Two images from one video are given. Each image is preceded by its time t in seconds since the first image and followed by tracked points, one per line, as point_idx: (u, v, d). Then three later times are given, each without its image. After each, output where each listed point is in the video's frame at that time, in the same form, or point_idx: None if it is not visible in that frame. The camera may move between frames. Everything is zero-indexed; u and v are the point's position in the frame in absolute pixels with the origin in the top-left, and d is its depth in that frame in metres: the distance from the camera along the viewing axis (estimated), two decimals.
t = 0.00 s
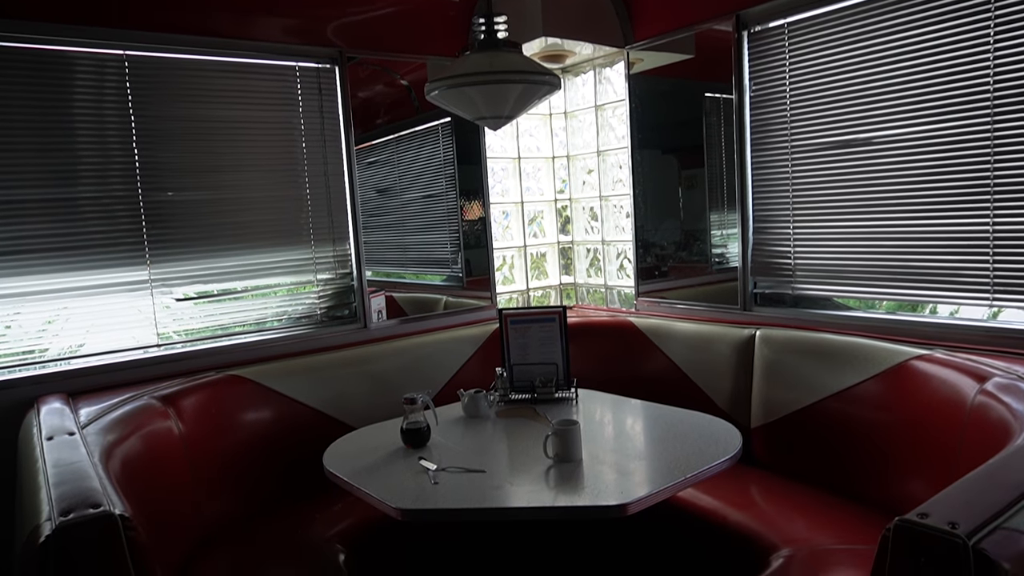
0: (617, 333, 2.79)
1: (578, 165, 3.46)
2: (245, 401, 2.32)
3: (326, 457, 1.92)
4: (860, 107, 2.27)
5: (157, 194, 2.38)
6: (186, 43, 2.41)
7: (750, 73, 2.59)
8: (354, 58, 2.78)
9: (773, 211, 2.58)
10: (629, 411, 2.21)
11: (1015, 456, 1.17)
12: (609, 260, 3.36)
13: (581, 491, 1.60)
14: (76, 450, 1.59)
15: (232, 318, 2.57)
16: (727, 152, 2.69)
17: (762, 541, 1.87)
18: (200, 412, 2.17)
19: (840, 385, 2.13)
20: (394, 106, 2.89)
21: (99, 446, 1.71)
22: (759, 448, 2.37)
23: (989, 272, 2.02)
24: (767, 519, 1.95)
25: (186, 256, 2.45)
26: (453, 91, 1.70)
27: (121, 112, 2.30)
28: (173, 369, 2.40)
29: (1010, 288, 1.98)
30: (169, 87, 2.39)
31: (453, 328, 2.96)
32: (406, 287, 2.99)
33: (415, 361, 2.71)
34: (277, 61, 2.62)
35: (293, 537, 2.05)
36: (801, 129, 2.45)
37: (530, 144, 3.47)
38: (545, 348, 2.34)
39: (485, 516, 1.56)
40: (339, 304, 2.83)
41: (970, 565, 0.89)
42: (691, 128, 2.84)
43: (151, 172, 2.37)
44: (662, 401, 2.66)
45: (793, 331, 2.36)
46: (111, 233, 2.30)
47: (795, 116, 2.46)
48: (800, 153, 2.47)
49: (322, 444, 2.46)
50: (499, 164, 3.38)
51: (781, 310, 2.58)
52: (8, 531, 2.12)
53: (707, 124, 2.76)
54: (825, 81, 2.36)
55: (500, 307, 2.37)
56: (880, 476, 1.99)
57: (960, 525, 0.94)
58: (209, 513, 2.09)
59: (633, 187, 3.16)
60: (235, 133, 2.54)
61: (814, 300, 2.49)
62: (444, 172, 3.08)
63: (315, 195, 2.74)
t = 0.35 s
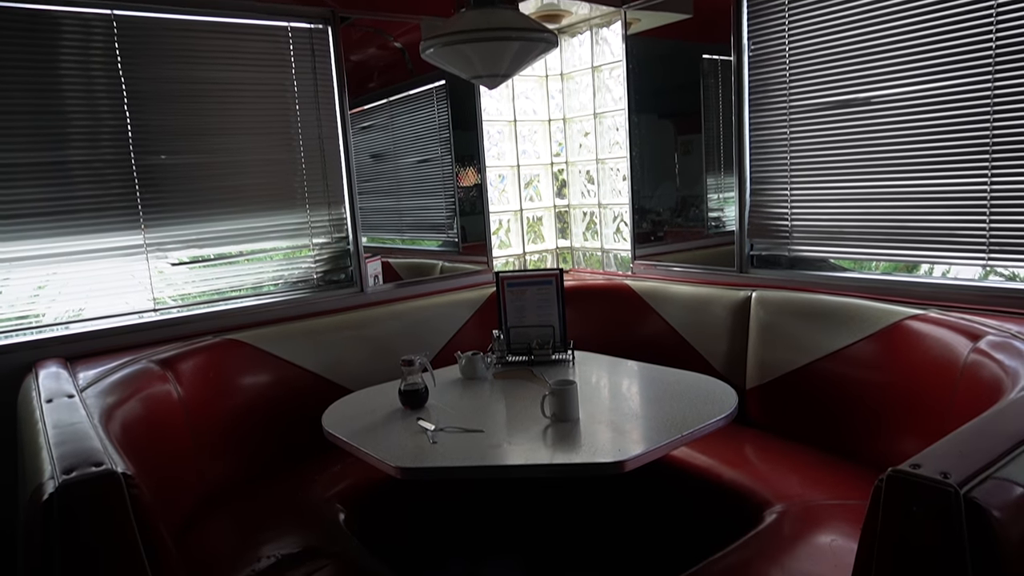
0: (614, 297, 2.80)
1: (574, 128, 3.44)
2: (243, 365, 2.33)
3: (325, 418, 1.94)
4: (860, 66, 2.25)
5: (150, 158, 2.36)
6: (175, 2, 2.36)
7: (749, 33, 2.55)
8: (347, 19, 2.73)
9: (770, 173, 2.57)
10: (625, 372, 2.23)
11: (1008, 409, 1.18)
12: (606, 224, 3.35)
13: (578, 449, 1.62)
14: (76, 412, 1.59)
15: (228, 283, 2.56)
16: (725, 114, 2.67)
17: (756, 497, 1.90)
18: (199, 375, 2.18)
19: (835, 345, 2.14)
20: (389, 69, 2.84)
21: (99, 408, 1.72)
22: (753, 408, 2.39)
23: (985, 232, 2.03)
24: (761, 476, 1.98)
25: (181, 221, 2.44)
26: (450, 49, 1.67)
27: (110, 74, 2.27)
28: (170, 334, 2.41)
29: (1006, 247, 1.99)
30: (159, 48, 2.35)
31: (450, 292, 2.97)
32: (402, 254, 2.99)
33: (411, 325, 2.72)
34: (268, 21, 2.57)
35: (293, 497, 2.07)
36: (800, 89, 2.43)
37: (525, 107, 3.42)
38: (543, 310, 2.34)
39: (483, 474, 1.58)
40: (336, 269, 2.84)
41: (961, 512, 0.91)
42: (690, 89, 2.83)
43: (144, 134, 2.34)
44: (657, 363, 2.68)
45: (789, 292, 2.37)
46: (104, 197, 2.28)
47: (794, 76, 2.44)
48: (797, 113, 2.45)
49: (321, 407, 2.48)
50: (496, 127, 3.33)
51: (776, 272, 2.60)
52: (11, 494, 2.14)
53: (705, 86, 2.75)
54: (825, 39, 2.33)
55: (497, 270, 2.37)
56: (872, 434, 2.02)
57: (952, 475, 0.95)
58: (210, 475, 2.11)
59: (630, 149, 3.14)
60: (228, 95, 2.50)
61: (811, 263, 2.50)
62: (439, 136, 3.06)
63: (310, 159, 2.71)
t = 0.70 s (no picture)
0: (608, 254, 2.80)
1: (572, 83, 3.39)
2: (237, 319, 2.32)
3: (320, 371, 1.94)
4: (863, 21, 2.21)
5: (138, 108, 2.30)
6: None
7: None
8: None
9: (768, 129, 2.54)
10: (619, 329, 2.24)
11: (1001, 363, 1.19)
12: (601, 181, 3.33)
13: (572, 402, 1.64)
14: (68, 362, 1.59)
15: (220, 237, 2.55)
16: (726, 69, 2.63)
17: (747, 451, 1.92)
18: (192, 328, 2.17)
19: (828, 303, 2.15)
20: (381, 22, 2.81)
21: (92, 358, 1.71)
22: (745, 365, 2.41)
23: (983, 191, 2.02)
24: (752, 431, 2.00)
25: (171, 172, 2.40)
26: None
27: (95, 20, 2.20)
28: (162, 287, 2.39)
29: (1002, 207, 1.99)
30: None
31: (444, 248, 2.95)
32: (395, 210, 2.99)
33: (405, 281, 2.71)
34: None
35: (288, 449, 2.09)
36: (802, 44, 2.39)
37: (522, 61, 3.37)
38: (538, 267, 2.34)
39: (478, 425, 1.59)
40: (329, 224, 2.82)
41: (950, 460, 0.92)
42: (691, 43, 2.76)
43: (131, 83, 2.29)
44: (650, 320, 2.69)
45: (784, 250, 2.36)
46: (91, 147, 2.23)
47: (797, 30, 2.39)
48: (798, 68, 2.41)
49: (315, 361, 2.48)
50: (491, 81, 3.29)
51: (773, 230, 2.59)
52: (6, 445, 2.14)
53: (704, 41, 2.70)
54: None
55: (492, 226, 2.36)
56: (862, 391, 2.04)
57: (943, 425, 0.96)
58: (205, 427, 2.12)
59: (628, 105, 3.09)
60: (217, 44, 2.44)
61: (806, 220, 2.50)
62: (432, 91, 3.04)
63: (302, 111, 2.67)
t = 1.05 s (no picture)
0: (612, 205, 2.78)
1: (578, 30, 3.32)
2: (239, 266, 2.32)
3: (323, 317, 1.95)
4: None
5: (135, 50, 2.26)
6: None
7: None
8: None
9: (777, 78, 2.50)
10: (621, 278, 2.24)
11: (1006, 310, 1.18)
12: (606, 131, 3.30)
13: (575, 349, 1.64)
14: (72, 304, 1.59)
15: (221, 184, 2.54)
16: (736, 16, 2.57)
17: (747, 400, 1.94)
18: (195, 274, 2.17)
19: (832, 256, 2.14)
20: None
21: (97, 302, 1.71)
22: (747, 316, 2.42)
23: (994, 142, 1.99)
24: (752, 380, 2.02)
25: (170, 117, 2.37)
26: None
27: None
28: (165, 234, 2.39)
29: (1013, 157, 1.96)
30: None
31: (446, 198, 2.94)
32: (398, 161, 2.96)
33: (407, 230, 2.70)
34: None
35: (293, 394, 2.11)
36: None
37: (528, 6, 3.31)
38: (541, 216, 2.32)
39: (481, 371, 1.60)
40: (331, 171, 2.81)
41: (952, 401, 0.92)
42: None
43: (127, 24, 2.23)
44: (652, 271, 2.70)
45: (789, 201, 2.35)
46: (87, 89, 2.19)
47: None
48: (811, 14, 2.36)
49: (318, 309, 2.49)
50: (496, 27, 3.23)
51: (785, 181, 2.55)
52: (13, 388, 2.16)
53: None
54: None
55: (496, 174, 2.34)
56: (863, 342, 2.04)
57: (947, 367, 0.95)
58: (210, 372, 2.14)
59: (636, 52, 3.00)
60: None
61: (812, 171, 2.48)
62: (435, 38, 2.98)
63: (303, 56, 2.62)
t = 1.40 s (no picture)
0: (610, 167, 2.77)
1: None
2: (237, 231, 2.31)
3: (322, 281, 1.95)
4: None
5: (125, 12, 2.22)
6: None
7: None
8: None
9: (777, 35, 2.47)
10: (619, 240, 2.24)
11: (1004, 264, 1.18)
12: (604, 92, 3.28)
13: (573, 310, 1.64)
14: (71, 269, 1.58)
15: (217, 149, 2.52)
16: None
17: (745, 360, 1.95)
18: (192, 240, 2.16)
19: (831, 216, 2.14)
20: None
21: (95, 267, 1.71)
22: (747, 277, 2.42)
23: (996, 97, 1.98)
24: (750, 340, 2.03)
25: (163, 81, 2.34)
26: None
27: None
28: (161, 199, 2.38)
29: (1015, 113, 1.95)
30: None
31: (444, 162, 2.91)
32: (393, 126, 3.03)
33: (405, 195, 2.69)
34: None
35: (294, 359, 2.12)
36: None
37: None
38: (539, 179, 2.31)
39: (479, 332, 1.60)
40: (327, 135, 2.79)
41: (948, 353, 0.92)
42: None
43: None
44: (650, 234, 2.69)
45: (789, 162, 2.33)
46: (76, 53, 2.15)
47: None
48: None
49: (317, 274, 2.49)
50: None
51: (781, 141, 2.55)
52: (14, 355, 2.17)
53: None
54: None
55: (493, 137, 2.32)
56: (861, 301, 2.05)
57: (943, 320, 0.96)
58: (210, 337, 2.15)
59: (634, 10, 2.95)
60: None
61: (811, 131, 2.48)
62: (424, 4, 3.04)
63: (296, 17, 2.58)
